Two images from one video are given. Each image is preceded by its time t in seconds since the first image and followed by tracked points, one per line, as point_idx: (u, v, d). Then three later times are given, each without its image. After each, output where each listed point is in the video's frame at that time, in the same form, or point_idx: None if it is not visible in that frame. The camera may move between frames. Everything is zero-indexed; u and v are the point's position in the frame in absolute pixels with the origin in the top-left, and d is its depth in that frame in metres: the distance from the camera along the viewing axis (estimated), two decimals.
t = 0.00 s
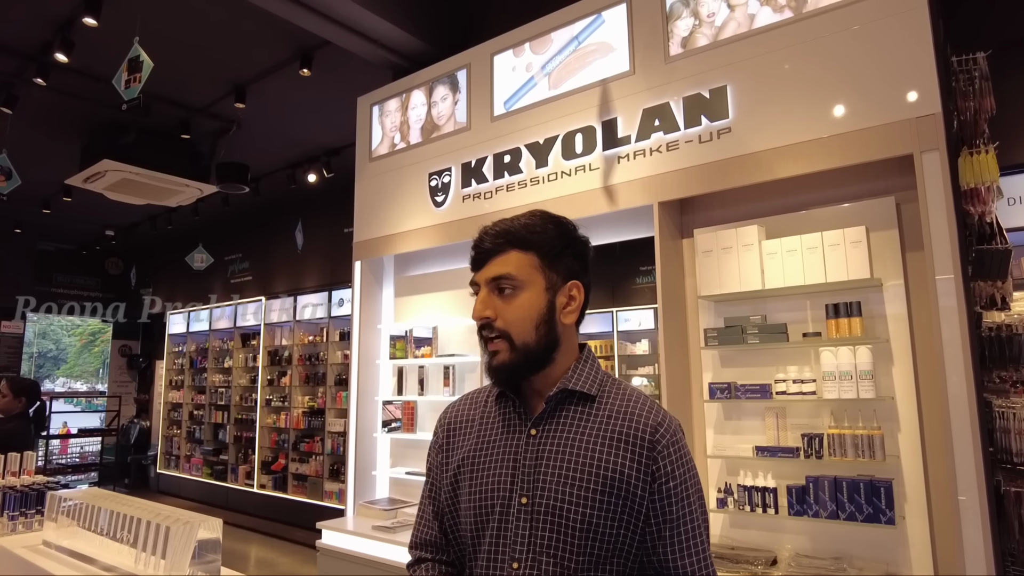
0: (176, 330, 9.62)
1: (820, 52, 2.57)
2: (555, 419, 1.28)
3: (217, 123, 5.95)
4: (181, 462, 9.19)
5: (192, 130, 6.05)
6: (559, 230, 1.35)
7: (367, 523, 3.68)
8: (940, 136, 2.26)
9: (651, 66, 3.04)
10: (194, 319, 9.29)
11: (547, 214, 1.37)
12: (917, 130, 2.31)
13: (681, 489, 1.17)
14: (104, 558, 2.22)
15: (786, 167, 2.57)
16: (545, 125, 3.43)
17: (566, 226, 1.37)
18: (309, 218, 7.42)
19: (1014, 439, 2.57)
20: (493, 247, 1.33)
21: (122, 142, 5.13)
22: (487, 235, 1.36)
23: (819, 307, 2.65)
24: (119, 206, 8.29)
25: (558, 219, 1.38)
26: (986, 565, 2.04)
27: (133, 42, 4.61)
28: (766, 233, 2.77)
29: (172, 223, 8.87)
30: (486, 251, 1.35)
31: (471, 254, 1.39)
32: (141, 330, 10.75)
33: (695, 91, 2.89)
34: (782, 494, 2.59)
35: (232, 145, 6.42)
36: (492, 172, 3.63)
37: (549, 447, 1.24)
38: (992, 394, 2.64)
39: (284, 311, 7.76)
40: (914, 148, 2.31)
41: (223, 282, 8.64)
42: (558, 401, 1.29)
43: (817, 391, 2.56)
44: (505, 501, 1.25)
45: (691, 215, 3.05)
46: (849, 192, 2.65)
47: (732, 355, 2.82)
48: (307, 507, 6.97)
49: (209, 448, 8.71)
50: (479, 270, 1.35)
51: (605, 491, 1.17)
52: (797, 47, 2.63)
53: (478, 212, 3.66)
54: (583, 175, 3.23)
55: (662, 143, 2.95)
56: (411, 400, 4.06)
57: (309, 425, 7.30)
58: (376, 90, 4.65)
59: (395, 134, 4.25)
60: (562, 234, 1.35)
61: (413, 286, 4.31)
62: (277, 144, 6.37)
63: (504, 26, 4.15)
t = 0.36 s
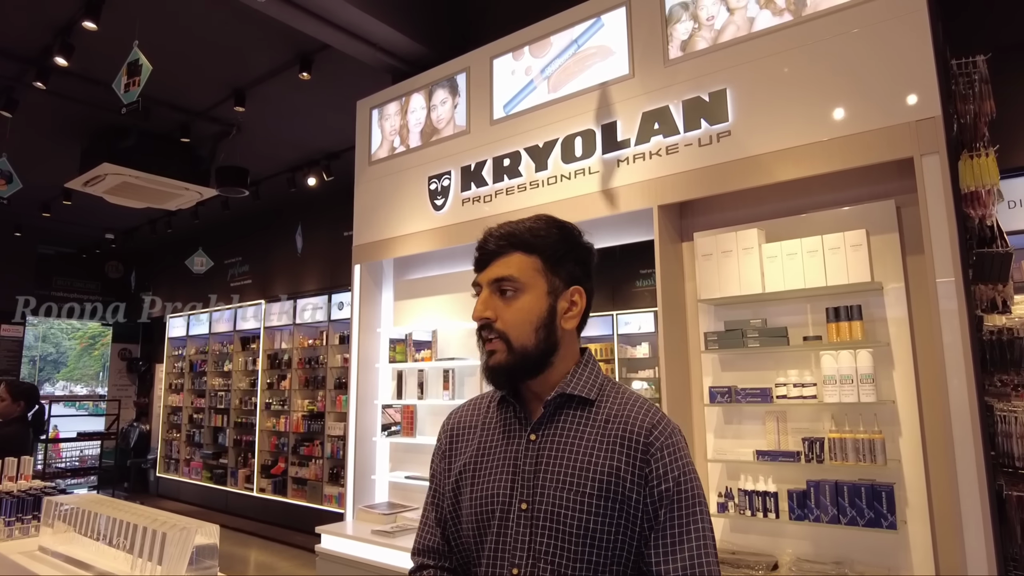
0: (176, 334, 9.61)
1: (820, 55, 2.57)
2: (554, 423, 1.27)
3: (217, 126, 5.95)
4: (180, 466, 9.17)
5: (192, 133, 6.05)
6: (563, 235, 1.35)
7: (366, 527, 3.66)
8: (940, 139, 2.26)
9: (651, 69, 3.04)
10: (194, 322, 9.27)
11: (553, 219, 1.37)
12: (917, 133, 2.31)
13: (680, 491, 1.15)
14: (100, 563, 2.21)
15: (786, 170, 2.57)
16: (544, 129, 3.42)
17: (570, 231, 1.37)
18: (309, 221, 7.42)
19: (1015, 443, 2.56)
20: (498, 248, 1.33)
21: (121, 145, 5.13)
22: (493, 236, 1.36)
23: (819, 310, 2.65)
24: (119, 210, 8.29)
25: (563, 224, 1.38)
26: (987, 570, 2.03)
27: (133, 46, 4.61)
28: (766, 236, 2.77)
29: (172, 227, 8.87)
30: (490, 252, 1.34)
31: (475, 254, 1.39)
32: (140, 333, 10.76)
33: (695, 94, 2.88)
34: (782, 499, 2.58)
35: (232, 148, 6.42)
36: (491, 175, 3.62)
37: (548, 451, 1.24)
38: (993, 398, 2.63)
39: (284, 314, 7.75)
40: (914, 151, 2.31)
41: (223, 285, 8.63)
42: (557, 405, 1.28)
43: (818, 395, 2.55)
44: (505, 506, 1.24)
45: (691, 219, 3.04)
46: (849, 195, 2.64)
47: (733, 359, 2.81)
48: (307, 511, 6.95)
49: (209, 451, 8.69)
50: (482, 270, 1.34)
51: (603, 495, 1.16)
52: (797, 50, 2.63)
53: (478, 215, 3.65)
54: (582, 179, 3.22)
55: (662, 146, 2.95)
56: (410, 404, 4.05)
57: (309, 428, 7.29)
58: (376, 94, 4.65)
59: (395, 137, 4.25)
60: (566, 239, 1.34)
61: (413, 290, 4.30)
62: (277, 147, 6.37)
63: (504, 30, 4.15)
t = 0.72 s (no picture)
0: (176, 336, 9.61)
1: (820, 57, 2.57)
2: (552, 421, 1.27)
3: (217, 128, 5.95)
4: (180, 468, 9.16)
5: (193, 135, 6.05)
6: (587, 242, 1.35)
7: (367, 529, 3.65)
8: (941, 141, 2.25)
9: (651, 71, 3.04)
10: (194, 324, 9.27)
11: (579, 225, 1.37)
12: (918, 135, 2.31)
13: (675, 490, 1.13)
14: (101, 565, 2.21)
15: (787, 172, 2.57)
16: (545, 131, 3.42)
17: (594, 239, 1.37)
18: (309, 223, 7.42)
19: (1017, 445, 2.56)
20: (521, 243, 1.33)
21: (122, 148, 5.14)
22: (519, 230, 1.36)
23: (820, 312, 2.65)
24: (119, 211, 8.28)
25: (587, 231, 1.38)
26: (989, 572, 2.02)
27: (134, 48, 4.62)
28: (767, 238, 2.77)
29: (172, 229, 8.87)
30: (512, 246, 1.34)
31: (497, 246, 1.39)
32: (140, 335, 10.76)
33: (695, 96, 2.89)
34: (784, 501, 2.57)
35: (232, 150, 6.43)
36: (492, 177, 3.62)
37: (545, 449, 1.23)
38: (994, 399, 2.63)
39: (285, 317, 7.75)
40: (915, 153, 2.31)
41: (223, 287, 8.63)
42: (555, 403, 1.28)
43: (819, 397, 2.54)
44: (502, 504, 1.24)
45: (692, 221, 3.05)
46: (850, 197, 2.64)
47: (734, 361, 2.81)
48: (307, 513, 6.94)
49: (208, 453, 8.68)
50: (503, 261, 1.34)
51: (597, 493, 1.15)
52: (798, 52, 2.63)
53: (479, 217, 3.65)
54: (582, 181, 3.23)
55: (663, 148, 2.95)
56: (411, 406, 4.05)
57: (309, 431, 7.28)
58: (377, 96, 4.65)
59: (396, 139, 4.25)
60: (589, 247, 1.35)
61: (413, 292, 4.30)
62: (277, 149, 6.37)
63: (505, 32, 4.16)
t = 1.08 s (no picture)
0: (176, 339, 9.62)
1: (820, 60, 2.58)
2: (558, 424, 1.28)
3: (217, 131, 5.96)
4: (180, 470, 9.16)
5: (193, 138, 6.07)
6: (596, 248, 1.37)
7: (366, 532, 3.66)
8: (939, 144, 2.26)
9: (651, 74, 3.05)
10: (194, 327, 9.28)
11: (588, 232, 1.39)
12: (916, 138, 2.32)
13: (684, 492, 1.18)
14: (100, 567, 2.21)
15: (786, 174, 2.58)
16: (545, 134, 3.43)
17: (602, 246, 1.39)
18: (310, 225, 7.43)
19: (1016, 447, 2.56)
20: (533, 247, 1.33)
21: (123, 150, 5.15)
22: (531, 233, 1.36)
23: (820, 314, 2.65)
24: (120, 214, 8.30)
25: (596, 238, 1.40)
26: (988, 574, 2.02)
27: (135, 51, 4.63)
28: (766, 240, 2.77)
29: (172, 231, 8.88)
30: (523, 248, 1.34)
31: (506, 249, 1.38)
32: (140, 338, 10.76)
33: (694, 99, 2.90)
34: (783, 503, 2.58)
35: (233, 153, 6.44)
36: (492, 179, 3.63)
37: (552, 451, 1.25)
38: (993, 401, 2.64)
39: (285, 319, 7.76)
40: (913, 156, 2.31)
41: (224, 290, 8.64)
42: (562, 407, 1.30)
43: (818, 399, 2.54)
44: (507, 506, 1.24)
45: (691, 223, 3.05)
46: (849, 200, 2.64)
47: (733, 363, 2.81)
48: (307, 515, 6.94)
49: (209, 456, 8.69)
50: (513, 263, 1.34)
51: (610, 495, 1.18)
52: (797, 55, 2.64)
53: (479, 220, 3.66)
54: (582, 183, 3.23)
55: (662, 151, 2.96)
56: (411, 408, 4.05)
57: (309, 433, 7.29)
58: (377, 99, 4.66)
59: (396, 142, 4.26)
60: (598, 254, 1.36)
61: (413, 294, 4.30)
62: (278, 152, 6.39)
63: (504, 35, 4.17)
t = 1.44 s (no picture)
0: (176, 340, 9.62)
1: (818, 61, 2.58)
2: (554, 424, 1.29)
3: (217, 133, 5.97)
4: (180, 472, 9.16)
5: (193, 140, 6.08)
6: (590, 250, 1.38)
7: (365, 533, 3.66)
8: (936, 145, 2.26)
9: (649, 75, 3.06)
10: (195, 328, 9.29)
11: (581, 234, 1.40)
12: (913, 139, 2.32)
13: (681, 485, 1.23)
14: (98, 567, 2.22)
15: (784, 175, 2.58)
16: (544, 135, 3.44)
17: (594, 248, 1.41)
18: (309, 227, 7.43)
19: (1014, 447, 2.59)
20: (530, 248, 1.33)
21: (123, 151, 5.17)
22: (527, 233, 1.35)
23: (818, 315, 2.65)
24: (120, 216, 8.31)
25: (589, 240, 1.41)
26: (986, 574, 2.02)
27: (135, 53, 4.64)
28: (764, 241, 2.78)
29: (172, 233, 8.89)
30: (520, 249, 1.33)
31: (500, 248, 1.37)
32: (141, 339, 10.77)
33: (693, 100, 2.90)
34: (781, 503, 2.58)
35: (233, 155, 6.45)
36: (491, 181, 3.64)
37: (550, 451, 1.26)
38: (991, 402, 2.64)
39: (285, 320, 7.77)
40: (910, 157, 2.32)
41: (223, 291, 8.64)
42: (557, 407, 1.31)
43: (816, 399, 2.55)
44: (505, 506, 1.25)
45: (690, 224, 3.06)
46: (847, 201, 2.65)
47: (732, 364, 2.82)
48: (306, 517, 6.94)
49: (209, 457, 8.70)
50: (510, 263, 1.33)
51: (610, 492, 1.20)
52: (795, 57, 2.64)
53: (478, 221, 3.66)
54: (581, 184, 3.24)
55: (660, 152, 2.97)
56: (410, 409, 4.05)
57: (309, 434, 7.29)
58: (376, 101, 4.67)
59: (395, 143, 4.27)
60: (591, 256, 1.38)
61: (412, 295, 4.31)
62: (278, 153, 6.39)
63: (503, 37, 4.18)
